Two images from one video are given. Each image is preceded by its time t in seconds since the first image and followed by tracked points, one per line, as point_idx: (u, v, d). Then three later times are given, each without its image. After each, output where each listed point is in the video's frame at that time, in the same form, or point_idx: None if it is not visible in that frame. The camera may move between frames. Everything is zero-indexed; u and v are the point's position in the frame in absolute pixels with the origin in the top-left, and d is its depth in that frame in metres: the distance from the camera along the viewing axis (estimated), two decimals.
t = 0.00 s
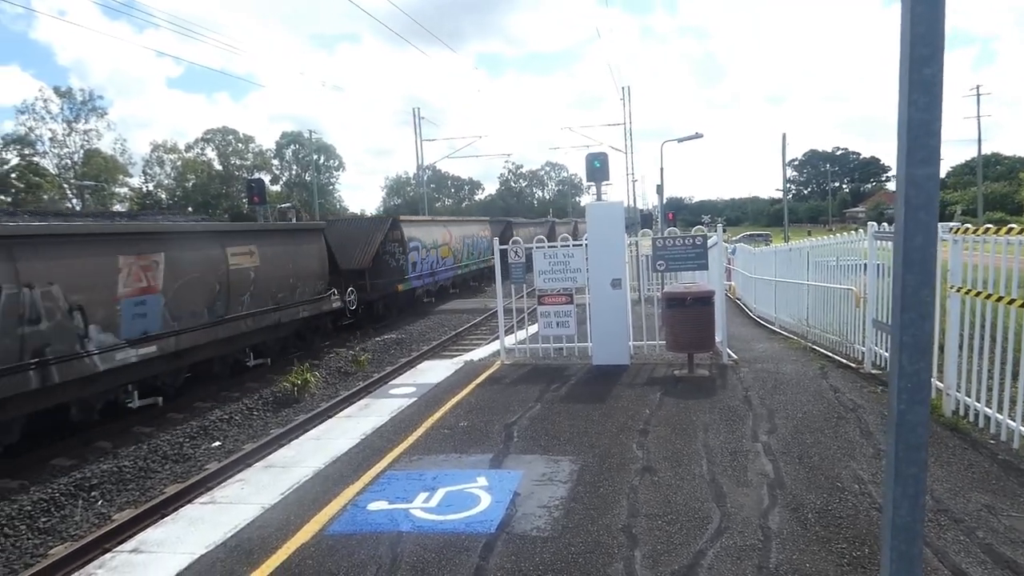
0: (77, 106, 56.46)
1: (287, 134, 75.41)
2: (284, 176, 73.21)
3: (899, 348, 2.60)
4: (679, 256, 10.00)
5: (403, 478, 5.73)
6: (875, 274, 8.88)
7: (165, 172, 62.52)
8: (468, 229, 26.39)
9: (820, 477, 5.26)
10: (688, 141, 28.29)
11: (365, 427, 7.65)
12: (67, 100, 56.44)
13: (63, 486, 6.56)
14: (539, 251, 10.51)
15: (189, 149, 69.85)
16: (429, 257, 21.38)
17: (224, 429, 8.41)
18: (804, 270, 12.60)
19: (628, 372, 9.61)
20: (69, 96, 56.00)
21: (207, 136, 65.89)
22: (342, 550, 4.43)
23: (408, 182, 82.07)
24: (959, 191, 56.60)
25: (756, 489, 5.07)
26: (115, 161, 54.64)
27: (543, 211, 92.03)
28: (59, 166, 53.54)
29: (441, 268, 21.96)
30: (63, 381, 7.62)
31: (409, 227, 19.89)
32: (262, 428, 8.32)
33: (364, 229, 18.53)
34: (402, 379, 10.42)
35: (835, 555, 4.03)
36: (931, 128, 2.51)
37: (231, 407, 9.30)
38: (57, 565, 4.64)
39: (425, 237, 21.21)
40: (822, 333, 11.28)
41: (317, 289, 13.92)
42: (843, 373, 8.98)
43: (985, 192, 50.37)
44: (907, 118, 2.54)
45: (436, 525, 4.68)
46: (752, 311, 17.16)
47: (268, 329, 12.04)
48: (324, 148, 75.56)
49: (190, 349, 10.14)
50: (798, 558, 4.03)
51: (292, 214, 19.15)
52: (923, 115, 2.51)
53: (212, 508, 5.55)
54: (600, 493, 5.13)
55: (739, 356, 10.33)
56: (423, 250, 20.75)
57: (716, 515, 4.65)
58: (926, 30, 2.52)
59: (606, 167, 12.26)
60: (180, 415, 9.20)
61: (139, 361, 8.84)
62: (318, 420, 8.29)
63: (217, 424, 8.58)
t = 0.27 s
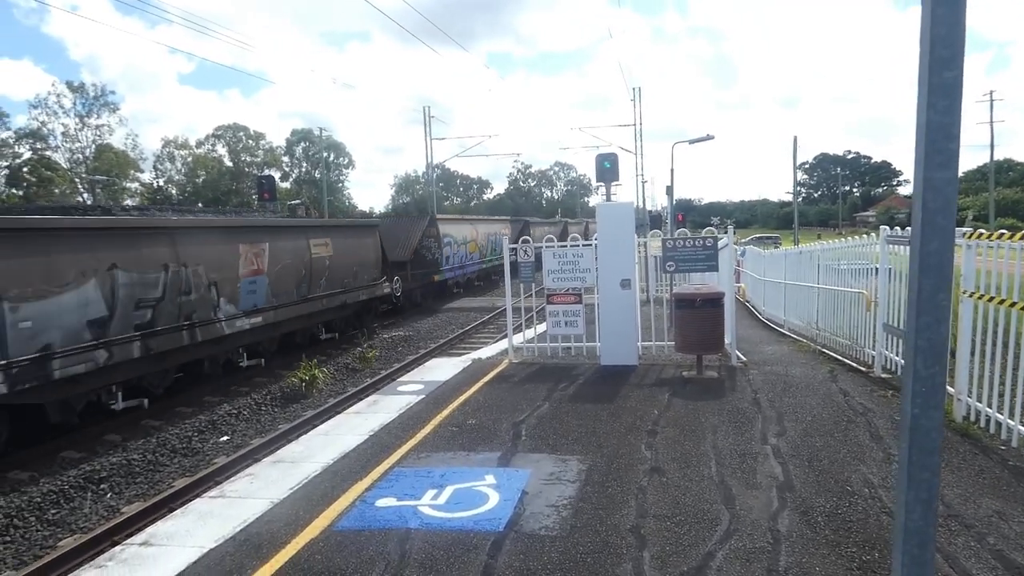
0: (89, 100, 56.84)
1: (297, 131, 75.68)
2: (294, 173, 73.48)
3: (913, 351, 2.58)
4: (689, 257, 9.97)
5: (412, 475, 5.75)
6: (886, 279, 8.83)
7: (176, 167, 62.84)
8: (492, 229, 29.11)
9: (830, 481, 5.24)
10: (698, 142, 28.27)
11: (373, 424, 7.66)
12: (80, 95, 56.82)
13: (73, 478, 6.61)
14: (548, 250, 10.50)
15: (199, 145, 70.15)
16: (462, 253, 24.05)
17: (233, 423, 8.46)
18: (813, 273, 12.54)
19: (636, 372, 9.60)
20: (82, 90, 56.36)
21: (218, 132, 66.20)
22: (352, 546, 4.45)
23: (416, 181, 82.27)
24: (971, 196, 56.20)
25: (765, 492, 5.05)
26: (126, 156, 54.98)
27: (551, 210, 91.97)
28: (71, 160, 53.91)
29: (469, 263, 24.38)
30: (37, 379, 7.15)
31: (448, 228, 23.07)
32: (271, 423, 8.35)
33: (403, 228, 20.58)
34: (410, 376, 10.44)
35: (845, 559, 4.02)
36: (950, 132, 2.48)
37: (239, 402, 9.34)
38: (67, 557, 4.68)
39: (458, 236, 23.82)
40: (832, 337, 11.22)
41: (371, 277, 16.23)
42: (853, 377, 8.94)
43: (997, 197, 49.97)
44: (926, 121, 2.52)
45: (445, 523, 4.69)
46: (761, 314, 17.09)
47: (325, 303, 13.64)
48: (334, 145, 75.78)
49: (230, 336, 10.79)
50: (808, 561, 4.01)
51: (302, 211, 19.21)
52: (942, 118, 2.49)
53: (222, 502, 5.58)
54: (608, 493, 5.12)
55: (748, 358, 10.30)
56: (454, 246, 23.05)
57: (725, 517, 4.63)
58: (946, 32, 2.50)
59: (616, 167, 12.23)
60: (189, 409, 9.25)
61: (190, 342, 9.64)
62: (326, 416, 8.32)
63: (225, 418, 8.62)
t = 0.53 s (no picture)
0: (98, 100, 57.13)
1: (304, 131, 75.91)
2: (300, 173, 73.70)
3: (925, 352, 2.56)
4: (696, 257, 9.95)
5: (419, 475, 5.75)
6: (894, 279, 8.79)
7: (183, 167, 63.09)
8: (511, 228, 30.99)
9: (839, 483, 5.22)
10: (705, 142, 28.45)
11: (380, 424, 7.67)
12: (88, 94, 57.10)
13: (81, 476, 6.64)
14: (555, 251, 10.49)
15: (206, 145, 70.39)
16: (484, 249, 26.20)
17: (240, 423, 8.48)
18: (821, 273, 12.50)
19: (643, 373, 9.59)
20: (90, 90, 56.65)
21: (225, 132, 66.39)
22: (360, 545, 4.45)
23: (422, 181, 82.41)
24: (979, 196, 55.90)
25: (774, 493, 5.04)
26: (134, 156, 55.23)
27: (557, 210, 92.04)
28: (79, 160, 54.18)
29: (491, 260, 26.54)
30: (100, 359, 8.05)
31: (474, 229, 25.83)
32: (278, 423, 8.37)
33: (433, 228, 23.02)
34: (416, 376, 10.45)
35: (855, 562, 3.99)
36: (962, 131, 2.45)
37: (246, 402, 9.36)
38: (75, 555, 4.70)
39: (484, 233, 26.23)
40: (839, 338, 11.18)
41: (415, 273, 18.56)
42: (861, 378, 8.90)
43: (1005, 197, 49.72)
44: (937, 120, 2.49)
45: (453, 523, 4.69)
46: (768, 315, 17.05)
47: (380, 291, 16.07)
48: (340, 145, 75.98)
49: (306, 318, 12.82)
50: (817, 563, 3.99)
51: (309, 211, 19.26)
52: (954, 118, 2.46)
53: (230, 501, 5.60)
54: (616, 494, 5.12)
55: (756, 359, 10.26)
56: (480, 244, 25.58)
57: (733, 519, 4.62)
58: (958, 31, 2.47)
59: (622, 168, 12.22)
60: (197, 409, 9.28)
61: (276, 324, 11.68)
62: (333, 416, 8.33)
63: (233, 418, 8.65)
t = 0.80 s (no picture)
0: (111, 99, 57.57)
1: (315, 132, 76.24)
2: (311, 172, 74.04)
3: (937, 358, 2.53)
4: (706, 260, 9.91)
5: (427, 476, 5.75)
6: (906, 284, 8.73)
7: (195, 166, 63.45)
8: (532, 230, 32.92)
9: (849, 488, 5.18)
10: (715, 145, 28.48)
11: (388, 424, 7.68)
12: (102, 93, 57.54)
13: (91, 472, 6.68)
14: (564, 253, 10.48)
15: (218, 144, 70.77)
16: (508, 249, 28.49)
17: (249, 421, 8.52)
18: (831, 277, 12.43)
19: (652, 376, 9.56)
20: (104, 89, 57.09)
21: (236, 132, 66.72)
22: (368, 545, 4.46)
23: (432, 181, 82.59)
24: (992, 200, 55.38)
25: (783, 498, 5.01)
26: (146, 154, 55.60)
27: (567, 212, 92.07)
28: (92, 158, 54.60)
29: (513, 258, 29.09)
30: (225, 329, 10.59)
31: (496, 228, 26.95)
32: (286, 421, 8.40)
33: (463, 229, 25.28)
34: (424, 377, 10.46)
35: (865, 569, 3.96)
36: (977, 136, 2.42)
37: (255, 400, 9.40)
38: (84, 551, 4.73)
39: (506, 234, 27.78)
40: (850, 342, 11.12)
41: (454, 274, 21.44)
42: (872, 383, 8.84)
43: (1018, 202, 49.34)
44: (952, 124, 2.46)
45: (460, 524, 4.69)
46: (777, 318, 16.98)
47: (421, 283, 18.27)
48: (350, 145, 76.27)
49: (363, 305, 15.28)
50: (827, 570, 3.97)
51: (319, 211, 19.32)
52: (968, 122, 2.43)
53: (238, 499, 5.61)
54: (624, 497, 5.10)
55: (765, 363, 10.21)
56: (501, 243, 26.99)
57: (742, 523, 4.60)
58: (973, 34, 2.44)
59: (632, 170, 12.19)
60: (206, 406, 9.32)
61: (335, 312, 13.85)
62: (341, 415, 8.35)
63: (241, 416, 8.69)
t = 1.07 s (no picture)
0: (120, 101, 57.88)
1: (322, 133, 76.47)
2: (318, 174, 74.28)
3: (949, 360, 2.51)
4: (713, 261, 9.88)
5: (434, 477, 5.75)
6: (915, 285, 8.68)
7: (203, 168, 63.71)
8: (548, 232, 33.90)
9: (858, 490, 5.15)
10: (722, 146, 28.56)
11: (395, 425, 7.69)
12: (110, 95, 57.86)
13: (99, 472, 6.71)
14: (571, 254, 10.47)
15: (225, 146, 71.02)
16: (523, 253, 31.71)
17: (256, 422, 8.54)
18: (839, 279, 12.38)
19: (659, 377, 9.54)
20: (112, 91, 57.39)
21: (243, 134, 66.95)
22: (375, 546, 4.46)
23: (438, 182, 82.71)
24: (1000, 201, 55.14)
25: (792, 500, 4.98)
26: (154, 156, 55.86)
27: (573, 213, 92.06)
28: (101, 160, 54.89)
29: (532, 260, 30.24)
30: (309, 314, 12.47)
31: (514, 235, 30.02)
32: (293, 422, 8.42)
33: (486, 230, 26.88)
34: (431, 378, 10.47)
35: (875, 572, 3.94)
36: (989, 136, 2.40)
37: (262, 401, 9.42)
38: (93, 551, 4.74)
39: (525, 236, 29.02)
40: (858, 344, 11.06)
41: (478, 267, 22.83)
42: (880, 385, 8.79)
43: None
44: (964, 124, 2.44)
45: (467, 525, 4.69)
46: (784, 320, 16.92)
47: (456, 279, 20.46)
48: (357, 147, 76.44)
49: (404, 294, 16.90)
50: (836, 573, 3.94)
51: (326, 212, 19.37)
52: (981, 122, 2.41)
53: (246, 500, 5.63)
54: (632, 498, 5.09)
55: (773, 364, 10.17)
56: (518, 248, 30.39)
57: (750, 526, 4.58)
58: (986, 33, 2.42)
59: (639, 171, 12.17)
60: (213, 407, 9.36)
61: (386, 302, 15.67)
62: (348, 416, 8.36)
63: (249, 417, 8.71)
